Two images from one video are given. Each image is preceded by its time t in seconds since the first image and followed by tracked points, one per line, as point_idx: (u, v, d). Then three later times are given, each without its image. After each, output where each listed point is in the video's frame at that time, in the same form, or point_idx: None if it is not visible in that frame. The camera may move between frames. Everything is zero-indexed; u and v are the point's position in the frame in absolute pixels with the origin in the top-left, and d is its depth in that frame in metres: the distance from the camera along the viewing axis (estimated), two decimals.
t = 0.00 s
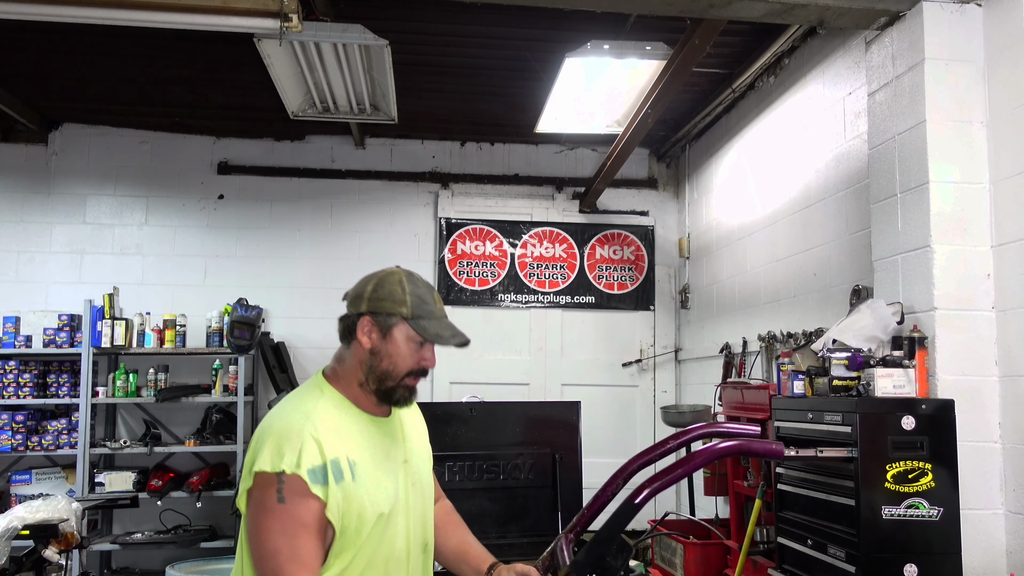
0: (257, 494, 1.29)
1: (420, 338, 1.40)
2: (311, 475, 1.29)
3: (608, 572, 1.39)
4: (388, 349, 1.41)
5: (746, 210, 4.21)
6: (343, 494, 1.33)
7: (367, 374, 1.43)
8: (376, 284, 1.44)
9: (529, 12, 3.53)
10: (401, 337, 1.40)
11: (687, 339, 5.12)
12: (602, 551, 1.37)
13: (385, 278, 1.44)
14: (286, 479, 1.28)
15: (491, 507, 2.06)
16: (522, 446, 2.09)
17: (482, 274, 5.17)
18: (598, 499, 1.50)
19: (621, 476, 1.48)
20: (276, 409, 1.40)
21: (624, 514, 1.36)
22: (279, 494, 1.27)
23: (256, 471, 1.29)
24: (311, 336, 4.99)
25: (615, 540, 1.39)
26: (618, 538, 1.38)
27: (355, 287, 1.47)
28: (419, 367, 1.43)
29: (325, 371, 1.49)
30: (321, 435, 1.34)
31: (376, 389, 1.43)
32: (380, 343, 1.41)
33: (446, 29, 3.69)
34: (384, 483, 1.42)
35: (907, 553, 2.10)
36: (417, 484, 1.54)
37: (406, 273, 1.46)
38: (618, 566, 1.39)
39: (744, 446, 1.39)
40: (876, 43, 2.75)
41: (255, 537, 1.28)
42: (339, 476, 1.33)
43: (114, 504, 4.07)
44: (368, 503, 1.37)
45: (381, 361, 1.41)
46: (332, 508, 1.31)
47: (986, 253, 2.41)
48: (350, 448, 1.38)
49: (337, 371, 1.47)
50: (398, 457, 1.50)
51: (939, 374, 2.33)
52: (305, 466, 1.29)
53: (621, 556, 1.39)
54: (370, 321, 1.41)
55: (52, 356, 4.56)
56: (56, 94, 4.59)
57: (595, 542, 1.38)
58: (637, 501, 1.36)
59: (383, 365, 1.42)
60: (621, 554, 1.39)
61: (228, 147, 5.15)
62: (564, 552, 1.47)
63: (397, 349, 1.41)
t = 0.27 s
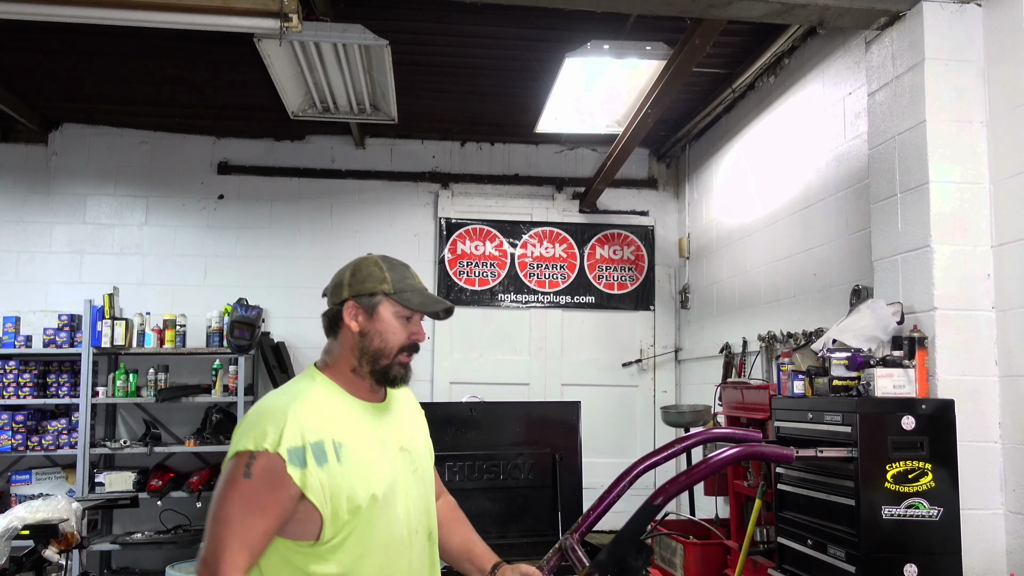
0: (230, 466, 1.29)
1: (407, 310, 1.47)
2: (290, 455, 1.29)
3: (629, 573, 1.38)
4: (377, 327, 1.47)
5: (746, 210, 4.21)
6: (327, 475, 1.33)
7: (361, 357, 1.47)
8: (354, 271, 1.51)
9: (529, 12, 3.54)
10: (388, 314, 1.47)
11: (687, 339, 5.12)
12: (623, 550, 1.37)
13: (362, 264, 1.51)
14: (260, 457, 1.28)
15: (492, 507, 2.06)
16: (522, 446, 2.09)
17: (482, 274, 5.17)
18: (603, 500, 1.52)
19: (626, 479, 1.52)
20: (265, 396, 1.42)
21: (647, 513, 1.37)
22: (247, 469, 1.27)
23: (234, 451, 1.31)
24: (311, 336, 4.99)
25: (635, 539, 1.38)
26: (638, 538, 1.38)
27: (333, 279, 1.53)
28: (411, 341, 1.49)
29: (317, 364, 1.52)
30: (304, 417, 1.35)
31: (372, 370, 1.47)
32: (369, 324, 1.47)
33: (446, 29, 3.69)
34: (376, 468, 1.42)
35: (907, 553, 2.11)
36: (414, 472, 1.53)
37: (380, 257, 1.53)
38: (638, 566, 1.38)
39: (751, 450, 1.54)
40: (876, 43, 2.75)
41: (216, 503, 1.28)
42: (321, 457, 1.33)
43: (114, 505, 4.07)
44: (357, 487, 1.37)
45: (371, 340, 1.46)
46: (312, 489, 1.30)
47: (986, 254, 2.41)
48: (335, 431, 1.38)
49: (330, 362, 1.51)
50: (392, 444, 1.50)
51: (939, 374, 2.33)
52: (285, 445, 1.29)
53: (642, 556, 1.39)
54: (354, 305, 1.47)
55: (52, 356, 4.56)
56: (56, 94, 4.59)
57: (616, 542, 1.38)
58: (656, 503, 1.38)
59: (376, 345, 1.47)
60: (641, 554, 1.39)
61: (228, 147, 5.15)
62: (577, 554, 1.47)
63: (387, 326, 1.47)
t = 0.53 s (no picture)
0: (215, 454, 1.35)
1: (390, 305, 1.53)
2: (266, 441, 1.34)
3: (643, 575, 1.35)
4: (361, 322, 1.52)
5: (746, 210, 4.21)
6: (307, 461, 1.37)
7: (345, 351, 1.53)
8: (338, 267, 1.57)
9: (529, 12, 3.54)
10: (372, 308, 1.53)
11: (687, 339, 5.12)
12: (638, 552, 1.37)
13: (347, 261, 1.57)
14: (238, 443, 1.34)
15: (492, 507, 2.06)
16: (522, 446, 2.09)
17: (482, 274, 5.17)
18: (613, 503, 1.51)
19: (633, 483, 1.51)
20: (254, 388, 1.49)
21: (662, 516, 1.36)
22: (228, 457, 1.33)
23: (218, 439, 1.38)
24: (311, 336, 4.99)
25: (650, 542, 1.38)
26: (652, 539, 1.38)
27: (320, 275, 1.59)
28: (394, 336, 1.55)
29: (305, 360, 1.58)
30: (284, 406, 1.40)
31: (356, 363, 1.52)
32: (353, 319, 1.53)
33: (445, 29, 3.69)
34: (361, 456, 1.45)
35: (907, 553, 2.11)
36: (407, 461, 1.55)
37: (365, 254, 1.59)
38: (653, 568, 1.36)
39: (761, 457, 1.49)
40: (876, 43, 2.75)
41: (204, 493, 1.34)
42: (299, 444, 1.38)
43: (114, 505, 4.07)
44: (338, 474, 1.40)
45: (356, 335, 1.52)
46: (290, 474, 1.35)
47: (986, 254, 2.41)
48: (317, 419, 1.43)
49: (317, 357, 1.56)
50: (381, 433, 1.52)
51: (939, 374, 2.33)
52: (262, 432, 1.35)
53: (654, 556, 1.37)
54: (339, 300, 1.53)
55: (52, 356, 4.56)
56: (56, 94, 4.59)
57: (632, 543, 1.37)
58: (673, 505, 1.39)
59: (360, 339, 1.52)
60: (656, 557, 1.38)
61: (228, 147, 5.15)
62: (589, 556, 1.47)
63: (370, 321, 1.53)
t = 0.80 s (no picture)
0: (209, 449, 1.35)
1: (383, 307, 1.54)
2: (262, 431, 1.35)
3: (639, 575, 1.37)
4: (354, 322, 1.53)
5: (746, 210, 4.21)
6: (303, 451, 1.38)
7: (337, 350, 1.53)
8: (335, 266, 1.58)
9: (529, 12, 3.54)
10: (365, 309, 1.53)
11: (687, 339, 5.12)
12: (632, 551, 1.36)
13: (343, 260, 1.57)
14: (233, 434, 1.34)
15: (492, 507, 2.06)
16: (522, 446, 2.09)
17: (482, 274, 5.17)
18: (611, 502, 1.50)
19: (633, 481, 1.49)
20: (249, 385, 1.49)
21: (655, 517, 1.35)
22: (223, 448, 1.33)
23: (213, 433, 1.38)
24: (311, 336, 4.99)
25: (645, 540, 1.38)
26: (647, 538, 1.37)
27: (316, 273, 1.60)
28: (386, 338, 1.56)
29: (298, 357, 1.59)
30: (279, 398, 1.41)
31: (347, 362, 1.53)
32: (346, 318, 1.53)
33: (445, 29, 3.69)
34: (357, 448, 1.46)
35: (907, 553, 2.10)
36: (403, 455, 1.56)
37: (361, 254, 1.60)
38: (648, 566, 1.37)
39: (761, 454, 1.42)
40: (876, 42, 2.75)
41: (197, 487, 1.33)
42: (295, 434, 1.38)
43: (114, 505, 4.07)
44: (334, 464, 1.41)
45: (348, 334, 1.53)
46: (286, 464, 1.35)
47: (986, 253, 2.41)
48: (312, 411, 1.43)
49: (309, 355, 1.57)
50: (377, 426, 1.53)
51: (939, 374, 2.33)
52: (257, 423, 1.35)
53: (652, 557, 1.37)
54: (333, 298, 1.54)
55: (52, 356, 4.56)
56: (56, 94, 4.59)
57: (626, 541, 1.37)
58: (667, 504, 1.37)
59: (352, 338, 1.53)
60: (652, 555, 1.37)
61: (228, 147, 5.15)
62: (586, 555, 1.46)
63: (363, 321, 1.53)
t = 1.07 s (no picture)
0: (212, 450, 1.35)
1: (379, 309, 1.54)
2: (264, 429, 1.34)
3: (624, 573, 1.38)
4: (350, 322, 1.53)
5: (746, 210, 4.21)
6: (305, 448, 1.38)
7: (333, 349, 1.53)
8: (333, 265, 1.57)
9: (529, 12, 3.54)
10: (361, 309, 1.53)
11: (687, 339, 5.12)
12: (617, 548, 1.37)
13: (341, 260, 1.57)
14: (235, 434, 1.34)
15: (492, 507, 2.06)
16: (522, 446, 2.09)
17: (482, 274, 5.17)
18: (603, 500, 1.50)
19: (626, 478, 1.49)
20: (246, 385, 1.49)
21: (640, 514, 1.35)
22: (226, 448, 1.33)
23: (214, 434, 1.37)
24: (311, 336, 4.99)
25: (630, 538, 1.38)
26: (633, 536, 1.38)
27: (314, 272, 1.60)
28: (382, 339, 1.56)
29: (295, 355, 1.59)
30: (278, 397, 1.41)
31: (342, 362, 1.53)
32: (342, 318, 1.53)
33: (446, 29, 3.69)
34: (356, 444, 1.46)
35: (907, 553, 2.11)
36: (401, 451, 1.56)
37: (360, 254, 1.60)
38: (633, 564, 1.38)
39: (752, 449, 1.45)
40: (876, 43, 2.75)
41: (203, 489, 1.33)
42: (296, 431, 1.38)
43: (114, 504, 4.08)
44: (335, 460, 1.41)
45: (344, 334, 1.53)
46: (289, 460, 1.35)
47: (986, 254, 2.41)
48: (312, 408, 1.43)
49: (305, 353, 1.57)
50: (376, 423, 1.53)
51: (939, 374, 2.33)
52: (258, 421, 1.35)
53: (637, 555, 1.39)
54: (330, 298, 1.54)
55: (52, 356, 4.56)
56: (56, 94, 4.59)
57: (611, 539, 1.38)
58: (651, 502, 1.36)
59: (348, 338, 1.53)
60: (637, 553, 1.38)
61: (227, 147, 5.15)
62: (575, 554, 1.45)
63: (359, 321, 1.53)
